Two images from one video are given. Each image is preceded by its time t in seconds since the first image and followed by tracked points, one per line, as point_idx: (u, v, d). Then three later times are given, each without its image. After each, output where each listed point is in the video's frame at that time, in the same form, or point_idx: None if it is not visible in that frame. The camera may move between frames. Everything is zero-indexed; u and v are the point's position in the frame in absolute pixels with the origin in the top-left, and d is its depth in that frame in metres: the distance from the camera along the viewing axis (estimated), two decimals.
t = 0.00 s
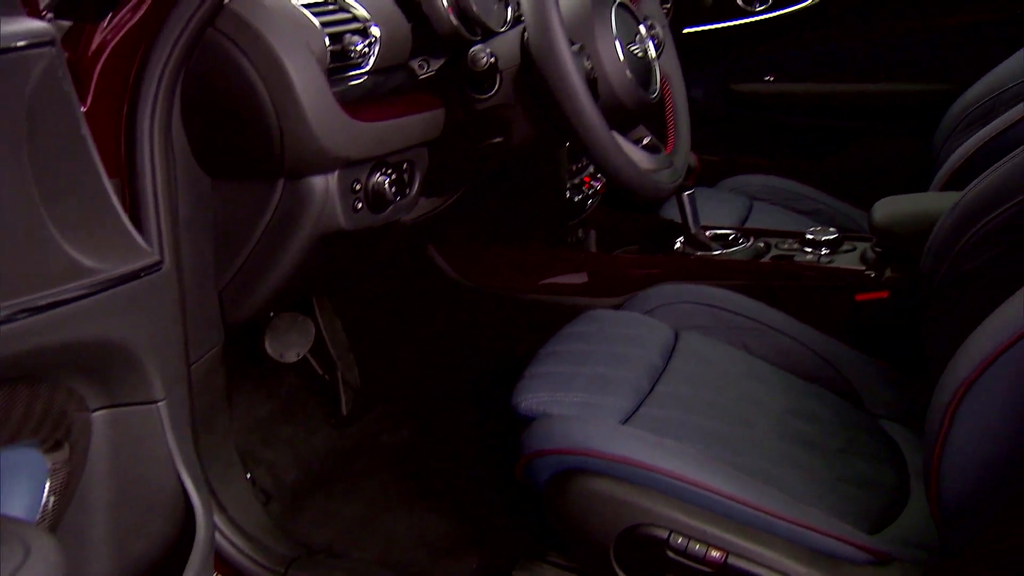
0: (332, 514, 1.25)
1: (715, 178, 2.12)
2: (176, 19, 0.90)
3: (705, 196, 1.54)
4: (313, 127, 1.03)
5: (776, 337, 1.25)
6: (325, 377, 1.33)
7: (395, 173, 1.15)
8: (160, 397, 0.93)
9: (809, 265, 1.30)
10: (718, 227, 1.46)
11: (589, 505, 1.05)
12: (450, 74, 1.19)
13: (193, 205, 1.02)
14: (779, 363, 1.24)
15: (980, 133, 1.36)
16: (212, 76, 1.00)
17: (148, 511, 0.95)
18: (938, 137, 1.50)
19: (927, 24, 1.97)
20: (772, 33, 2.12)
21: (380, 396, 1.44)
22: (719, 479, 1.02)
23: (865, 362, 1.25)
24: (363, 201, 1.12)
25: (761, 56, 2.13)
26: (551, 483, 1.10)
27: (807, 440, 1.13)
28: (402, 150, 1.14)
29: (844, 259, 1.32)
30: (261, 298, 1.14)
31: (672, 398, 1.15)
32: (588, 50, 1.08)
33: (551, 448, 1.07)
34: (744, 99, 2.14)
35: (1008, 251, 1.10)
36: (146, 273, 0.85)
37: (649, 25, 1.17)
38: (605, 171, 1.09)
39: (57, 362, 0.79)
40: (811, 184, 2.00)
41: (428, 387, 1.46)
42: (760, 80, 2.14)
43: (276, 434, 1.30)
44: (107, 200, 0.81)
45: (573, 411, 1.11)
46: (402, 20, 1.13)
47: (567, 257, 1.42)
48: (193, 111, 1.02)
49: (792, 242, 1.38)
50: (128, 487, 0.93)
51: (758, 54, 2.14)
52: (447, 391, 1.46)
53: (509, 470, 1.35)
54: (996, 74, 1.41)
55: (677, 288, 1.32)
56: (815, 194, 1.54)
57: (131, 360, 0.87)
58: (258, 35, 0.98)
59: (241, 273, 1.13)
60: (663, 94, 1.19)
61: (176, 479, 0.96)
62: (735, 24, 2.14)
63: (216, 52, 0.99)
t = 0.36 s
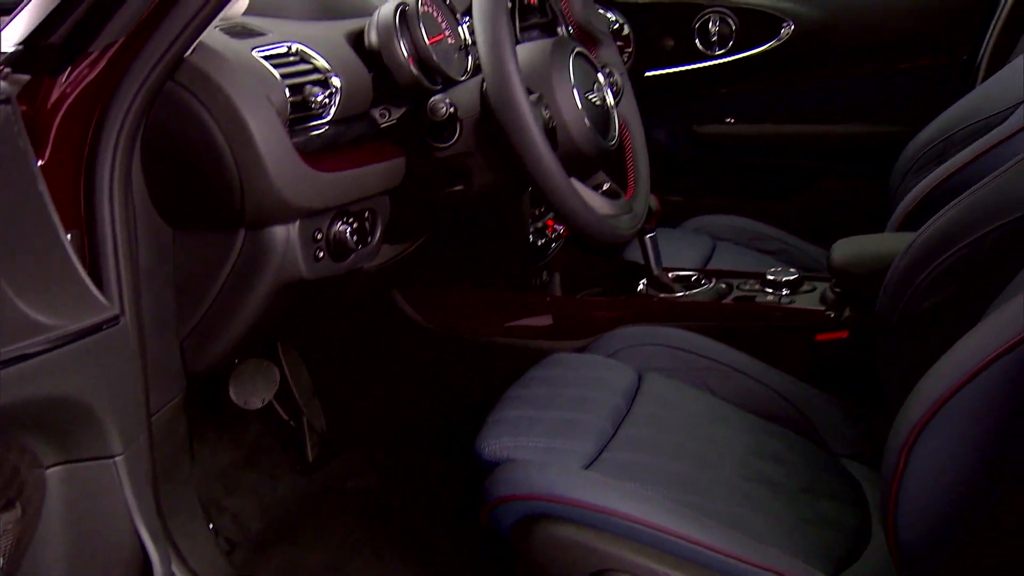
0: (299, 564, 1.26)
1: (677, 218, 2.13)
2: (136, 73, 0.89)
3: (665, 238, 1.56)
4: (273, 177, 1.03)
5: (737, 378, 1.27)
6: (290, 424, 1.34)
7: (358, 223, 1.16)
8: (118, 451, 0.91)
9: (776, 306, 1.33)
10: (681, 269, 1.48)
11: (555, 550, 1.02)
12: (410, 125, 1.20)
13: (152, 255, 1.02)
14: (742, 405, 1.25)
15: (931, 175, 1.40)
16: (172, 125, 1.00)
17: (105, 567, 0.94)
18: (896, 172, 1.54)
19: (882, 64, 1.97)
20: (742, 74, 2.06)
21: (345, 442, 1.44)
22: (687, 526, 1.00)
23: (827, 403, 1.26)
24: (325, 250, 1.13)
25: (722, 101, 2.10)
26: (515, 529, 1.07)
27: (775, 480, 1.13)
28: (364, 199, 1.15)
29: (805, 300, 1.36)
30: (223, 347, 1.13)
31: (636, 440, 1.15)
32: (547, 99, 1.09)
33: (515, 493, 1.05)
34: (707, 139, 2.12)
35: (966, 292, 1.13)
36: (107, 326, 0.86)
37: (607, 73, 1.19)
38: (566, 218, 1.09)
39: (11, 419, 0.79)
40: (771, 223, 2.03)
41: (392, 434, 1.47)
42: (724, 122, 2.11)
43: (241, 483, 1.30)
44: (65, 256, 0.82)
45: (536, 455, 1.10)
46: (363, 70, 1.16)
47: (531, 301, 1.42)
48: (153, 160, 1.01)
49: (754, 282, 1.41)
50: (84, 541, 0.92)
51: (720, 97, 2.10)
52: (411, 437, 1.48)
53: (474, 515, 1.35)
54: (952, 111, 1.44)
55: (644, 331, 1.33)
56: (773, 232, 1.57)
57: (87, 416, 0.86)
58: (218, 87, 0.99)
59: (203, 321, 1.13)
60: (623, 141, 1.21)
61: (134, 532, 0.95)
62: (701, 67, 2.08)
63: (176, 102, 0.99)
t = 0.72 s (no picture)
0: None
1: (649, 256, 2.15)
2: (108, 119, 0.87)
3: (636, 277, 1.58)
4: (243, 223, 1.03)
5: (708, 416, 1.27)
6: (262, 464, 1.32)
7: (327, 267, 1.17)
8: (82, 501, 0.90)
9: (750, 346, 1.36)
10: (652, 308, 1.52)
11: None
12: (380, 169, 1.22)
13: (121, 303, 1.01)
14: (714, 443, 1.25)
15: (895, 216, 1.43)
16: (142, 170, 0.99)
17: None
18: (865, 212, 1.60)
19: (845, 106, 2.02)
20: (714, 112, 2.10)
21: (316, 486, 1.43)
22: (669, 572, 0.97)
23: (798, 441, 1.27)
24: (295, 295, 1.14)
25: (692, 138, 2.12)
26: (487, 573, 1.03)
27: (750, 517, 1.13)
28: (334, 244, 1.16)
29: (774, 336, 1.39)
30: (193, 393, 1.12)
31: (608, 480, 1.15)
32: (514, 144, 1.10)
33: (485, 537, 1.03)
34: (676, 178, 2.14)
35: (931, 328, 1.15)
36: (77, 373, 0.85)
37: (575, 116, 1.22)
38: (536, 261, 1.10)
39: None
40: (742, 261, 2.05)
41: (364, 476, 1.46)
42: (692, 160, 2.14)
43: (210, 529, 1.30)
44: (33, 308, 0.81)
45: (506, 497, 1.09)
46: (333, 116, 1.18)
47: (502, 341, 1.44)
48: (123, 206, 0.98)
49: (724, 321, 1.44)
50: None
51: (691, 135, 2.12)
52: (385, 479, 1.46)
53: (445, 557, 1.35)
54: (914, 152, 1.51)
55: (617, 370, 1.36)
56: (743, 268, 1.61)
57: (52, 467, 0.85)
58: (188, 135, 0.98)
59: (172, 367, 1.11)
60: (592, 184, 1.23)
61: None
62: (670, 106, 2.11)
63: (143, 148, 0.98)
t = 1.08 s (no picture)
0: None
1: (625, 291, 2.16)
2: (82, 158, 0.86)
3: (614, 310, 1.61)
4: (218, 263, 1.04)
5: (685, 451, 1.28)
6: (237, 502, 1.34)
7: (302, 306, 1.17)
8: (53, 548, 0.89)
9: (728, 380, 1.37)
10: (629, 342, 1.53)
11: None
12: (357, 207, 1.23)
13: (93, 344, 0.99)
14: (692, 480, 1.25)
15: (868, 249, 1.45)
16: (118, 210, 0.97)
17: None
18: (836, 247, 1.66)
19: (820, 139, 2.09)
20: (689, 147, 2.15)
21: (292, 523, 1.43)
22: None
23: (773, 475, 1.28)
24: (270, 335, 1.14)
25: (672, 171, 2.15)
26: None
27: (728, 553, 1.11)
28: (309, 283, 1.17)
29: (750, 371, 1.40)
30: (166, 434, 1.10)
31: (583, 519, 1.13)
32: (488, 183, 1.12)
33: None
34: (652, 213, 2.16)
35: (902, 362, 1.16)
36: (49, 417, 0.84)
37: (549, 155, 1.23)
38: (511, 300, 1.10)
39: None
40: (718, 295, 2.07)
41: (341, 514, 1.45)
42: (668, 195, 2.16)
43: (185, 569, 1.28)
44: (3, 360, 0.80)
45: (484, 536, 1.08)
46: (309, 156, 1.19)
47: (480, 377, 1.45)
48: (96, 245, 0.98)
49: (700, 355, 1.46)
50: None
51: (670, 168, 2.15)
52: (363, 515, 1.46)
53: None
54: (882, 189, 1.58)
55: (593, 407, 1.36)
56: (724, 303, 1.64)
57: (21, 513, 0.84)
58: (164, 179, 0.98)
59: (146, 408, 1.09)
60: (567, 222, 1.24)
61: None
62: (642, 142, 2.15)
63: (118, 190, 0.97)
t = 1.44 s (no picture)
0: None
1: (606, 318, 2.18)
2: (62, 189, 0.82)
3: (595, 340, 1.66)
4: (196, 299, 1.03)
5: (664, 480, 1.28)
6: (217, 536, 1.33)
7: (280, 340, 1.17)
8: None
9: (710, 409, 1.40)
10: (608, 372, 1.55)
11: None
12: (335, 240, 1.24)
13: (68, 381, 0.98)
14: (671, 509, 1.25)
15: (844, 278, 1.47)
16: (93, 245, 0.97)
17: None
18: (814, 274, 1.68)
19: (797, 169, 2.13)
20: (667, 176, 2.18)
21: (272, 554, 1.43)
22: None
23: (751, 502, 1.28)
24: (247, 368, 1.13)
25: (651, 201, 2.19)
26: None
27: None
28: (287, 317, 1.17)
29: (728, 400, 1.43)
30: (142, 469, 1.10)
31: (560, 550, 1.12)
32: (466, 217, 1.12)
33: None
34: (632, 242, 2.21)
35: (876, 392, 1.17)
36: (25, 453, 0.86)
37: (527, 187, 1.24)
38: (488, 333, 1.11)
39: None
40: (698, 323, 2.10)
41: (319, 546, 1.46)
42: (647, 224, 2.20)
43: None
44: None
45: (464, 569, 1.08)
46: (287, 189, 1.20)
47: (460, 408, 1.49)
48: (71, 283, 0.97)
49: (680, 385, 1.48)
50: None
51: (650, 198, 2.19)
52: (343, 547, 1.47)
53: None
54: (858, 217, 1.61)
55: (573, 437, 1.37)
56: (702, 331, 1.69)
57: None
58: (142, 216, 0.98)
59: (122, 443, 1.08)
60: (545, 253, 1.26)
61: None
62: (621, 172, 2.19)
63: (94, 225, 0.96)
